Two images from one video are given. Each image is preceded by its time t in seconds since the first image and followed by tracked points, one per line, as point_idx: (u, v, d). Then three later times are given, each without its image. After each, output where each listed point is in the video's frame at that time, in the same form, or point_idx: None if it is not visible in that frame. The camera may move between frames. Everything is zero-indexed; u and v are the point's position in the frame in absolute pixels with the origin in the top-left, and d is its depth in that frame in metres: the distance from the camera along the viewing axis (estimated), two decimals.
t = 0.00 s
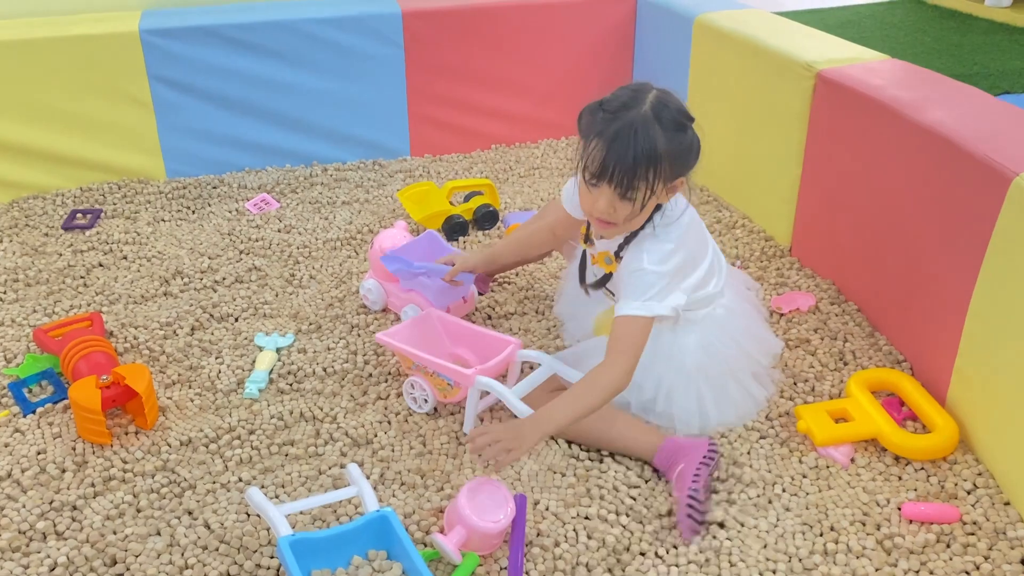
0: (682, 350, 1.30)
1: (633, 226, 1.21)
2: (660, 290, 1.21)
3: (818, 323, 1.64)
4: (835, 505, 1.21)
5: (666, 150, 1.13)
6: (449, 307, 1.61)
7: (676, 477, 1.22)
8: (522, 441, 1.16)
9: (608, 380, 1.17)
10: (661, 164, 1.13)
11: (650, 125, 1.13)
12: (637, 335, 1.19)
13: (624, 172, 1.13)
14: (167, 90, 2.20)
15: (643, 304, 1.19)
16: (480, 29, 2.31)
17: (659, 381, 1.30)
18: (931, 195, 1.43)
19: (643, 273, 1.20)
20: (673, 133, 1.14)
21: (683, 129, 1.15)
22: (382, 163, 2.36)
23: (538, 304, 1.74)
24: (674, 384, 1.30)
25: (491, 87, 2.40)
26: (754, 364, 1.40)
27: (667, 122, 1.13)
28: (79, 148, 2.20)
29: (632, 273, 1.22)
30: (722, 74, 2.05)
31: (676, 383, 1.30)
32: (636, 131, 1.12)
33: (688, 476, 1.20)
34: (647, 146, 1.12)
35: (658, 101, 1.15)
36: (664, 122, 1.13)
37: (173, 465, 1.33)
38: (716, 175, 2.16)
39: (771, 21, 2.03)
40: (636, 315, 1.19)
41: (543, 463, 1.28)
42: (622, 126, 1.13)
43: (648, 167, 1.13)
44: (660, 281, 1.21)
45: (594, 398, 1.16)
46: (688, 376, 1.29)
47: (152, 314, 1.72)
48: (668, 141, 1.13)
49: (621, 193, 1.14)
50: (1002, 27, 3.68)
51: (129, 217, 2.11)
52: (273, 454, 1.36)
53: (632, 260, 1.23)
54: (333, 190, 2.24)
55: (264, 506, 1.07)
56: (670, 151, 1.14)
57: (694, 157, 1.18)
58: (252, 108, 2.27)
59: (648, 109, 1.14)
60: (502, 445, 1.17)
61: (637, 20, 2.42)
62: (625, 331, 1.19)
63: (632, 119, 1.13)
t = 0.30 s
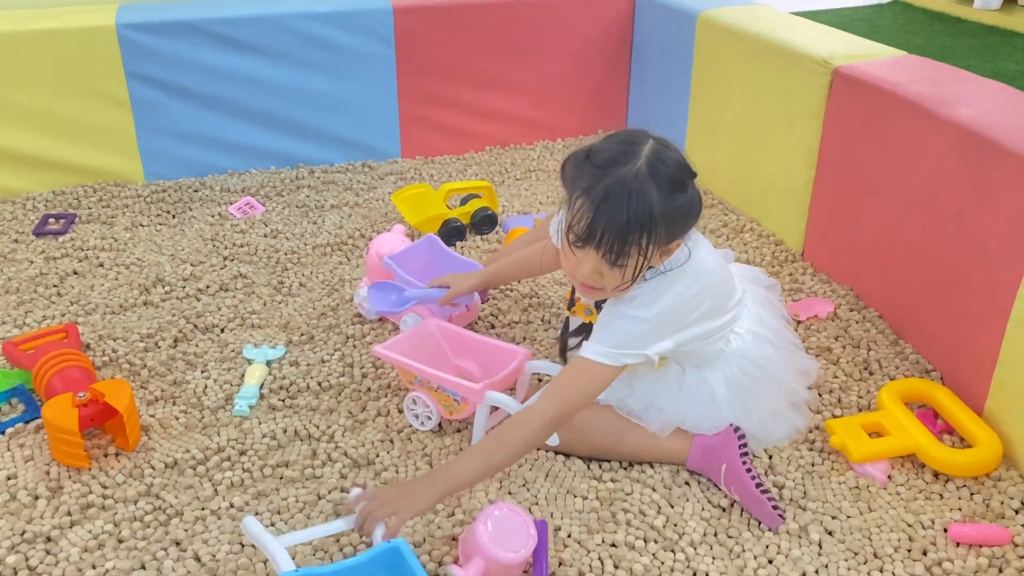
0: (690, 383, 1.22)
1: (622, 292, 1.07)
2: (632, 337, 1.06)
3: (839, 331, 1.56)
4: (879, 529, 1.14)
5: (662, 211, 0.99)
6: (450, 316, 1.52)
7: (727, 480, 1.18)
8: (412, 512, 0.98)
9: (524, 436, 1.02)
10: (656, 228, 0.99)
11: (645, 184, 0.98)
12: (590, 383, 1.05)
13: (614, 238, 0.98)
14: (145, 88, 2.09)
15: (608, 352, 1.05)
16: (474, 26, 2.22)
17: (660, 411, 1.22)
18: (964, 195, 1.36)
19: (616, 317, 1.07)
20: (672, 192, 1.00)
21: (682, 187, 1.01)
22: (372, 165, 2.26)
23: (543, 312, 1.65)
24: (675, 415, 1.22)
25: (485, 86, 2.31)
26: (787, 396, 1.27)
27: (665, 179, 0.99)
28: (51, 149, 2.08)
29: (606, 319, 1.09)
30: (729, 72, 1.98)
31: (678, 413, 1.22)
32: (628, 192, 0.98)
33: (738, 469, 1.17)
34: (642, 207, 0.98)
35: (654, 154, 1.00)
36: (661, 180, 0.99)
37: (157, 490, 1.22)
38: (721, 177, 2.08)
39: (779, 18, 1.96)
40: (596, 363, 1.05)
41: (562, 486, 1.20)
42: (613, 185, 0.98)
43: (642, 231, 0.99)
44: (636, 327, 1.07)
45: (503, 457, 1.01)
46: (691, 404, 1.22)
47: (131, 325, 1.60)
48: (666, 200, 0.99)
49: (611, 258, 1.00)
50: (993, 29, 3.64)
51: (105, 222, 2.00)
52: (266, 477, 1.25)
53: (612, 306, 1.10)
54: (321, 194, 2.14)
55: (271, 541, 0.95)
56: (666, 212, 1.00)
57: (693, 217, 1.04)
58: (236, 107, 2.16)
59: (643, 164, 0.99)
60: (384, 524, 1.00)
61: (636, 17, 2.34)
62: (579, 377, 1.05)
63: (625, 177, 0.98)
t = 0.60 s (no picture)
0: (734, 390, 1.10)
1: (644, 262, 0.96)
2: (697, 336, 0.95)
3: (869, 326, 1.47)
4: (938, 535, 1.05)
5: (689, 171, 0.87)
6: (459, 313, 1.41)
7: (768, 488, 1.09)
8: (475, 516, 0.87)
9: (597, 454, 0.91)
10: (677, 186, 0.87)
11: (674, 135, 0.87)
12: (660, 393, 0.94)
13: (626, 184, 0.88)
14: (122, 76, 1.96)
15: (671, 353, 0.94)
16: (469, 14, 2.13)
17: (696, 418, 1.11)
18: (1009, 180, 1.28)
19: (678, 314, 0.96)
20: (705, 152, 0.87)
21: (721, 151, 0.88)
22: (363, 159, 2.16)
23: (553, 309, 1.55)
24: (714, 423, 1.11)
25: (481, 77, 2.21)
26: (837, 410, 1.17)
27: (700, 137, 0.87)
28: (20, 141, 1.95)
29: (664, 316, 0.97)
30: (739, 59, 1.90)
31: (717, 421, 1.11)
32: (651, 138, 0.87)
33: (781, 476, 1.08)
34: (663, 163, 0.87)
35: (697, 107, 0.88)
36: (695, 136, 0.87)
37: (144, 503, 1.11)
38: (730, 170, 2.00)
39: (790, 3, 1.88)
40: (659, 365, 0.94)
41: (592, 494, 1.10)
42: (639, 127, 0.88)
43: (658, 185, 0.87)
44: (700, 324, 0.96)
45: (573, 477, 0.90)
46: (732, 413, 1.10)
47: (110, 325, 1.48)
48: (696, 159, 0.87)
49: (622, 210, 0.90)
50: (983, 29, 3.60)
51: (80, 218, 1.87)
52: (265, 488, 1.14)
53: (667, 301, 0.99)
54: (309, 189, 2.03)
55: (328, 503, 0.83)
56: (695, 174, 0.87)
57: (733, 191, 0.91)
58: (218, 98, 2.04)
59: (681, 115, 0.87)
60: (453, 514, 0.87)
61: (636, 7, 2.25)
62: (643, 383, 0.94)
63: (654, 122, 0.88)
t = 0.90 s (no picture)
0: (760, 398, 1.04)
1: (694, 217, 0.94)
2: (777, 317, 0.95)
3: (881, 336, 1.42)
4: (978, 557, 0.99)
5: (736, 102, 0.87)
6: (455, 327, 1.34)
7: (796, 506, 1.02)
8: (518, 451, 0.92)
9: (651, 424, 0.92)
10: (721, 117, 0.87)
11: (723, 67, 0.87)
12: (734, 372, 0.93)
13: (670, 115, 0.89)
14: (91, 83, 1.87)
15: (752, 334, 0.93)
16: (455, 20, 2.06)
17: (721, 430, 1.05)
18: None
19: (753, 296, 0.95)
20: (754, 85, 0.87)
21: (774, 88, 0.87)
22: (345, 170, 2.08)
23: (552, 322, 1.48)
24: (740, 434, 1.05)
25: (466, 85, 2.14)
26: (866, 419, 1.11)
27: (750, 70, 0.87)
28: None
29: (741, 297, 0.96)
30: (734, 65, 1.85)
31: (743, 433, 1.05)
32: (699, 70, 0.88)
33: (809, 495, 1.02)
34: (706, 92, 0.87)
35: (750, 47, 0.89)
36: (744, 69, 0.87)
37: (119, 537, 1.01)
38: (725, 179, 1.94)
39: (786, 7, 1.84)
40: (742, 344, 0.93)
41: (609, 520, 1.03)
42: (689, 63, 0.89)
43: (702, 116, 0.87)
44: (778, 305, 0.95)
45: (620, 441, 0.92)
46: (759, 423, 1.05)
47: (80, 343, 1.38)
48: (744, 92, 0.87)
49: (664, 146, 0.90)
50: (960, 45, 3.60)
51: (46, 231, 1.77)
52: (252, 518, 1.05)
53: (740, 282, 0.98)
54: (290, 200, 1.95)
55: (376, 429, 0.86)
56: (739, 107, 0.87)
57: (786, 133, 0.89)
58: (194, 106, 1.96)
59: (731, 51, 0.88)
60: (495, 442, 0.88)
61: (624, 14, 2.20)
62: (719, 362, 0.93)
63: (705, 56, 0.89)
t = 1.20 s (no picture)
0: (758, 417, 1.00)
1: (691, 235, 0.90)
2: (781, 329, 0.91)
3: (873, 353, 1.38)
4: None
5: (731, 114, 0.83)
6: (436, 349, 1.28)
7: (798, 534, 0.98)
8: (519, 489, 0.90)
9: (659, 455, 0.88)
10: (718, 131, 0.83)
11: (714, 77, 0.83)
12: (744, 394, 0.89)
13: (663, 132, 0.84)
14: (47, 96, 1.79)
15: (758, 350, 0.90)
16: (427, 31, 2.01)
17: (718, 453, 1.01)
18: None
19: (753, 310, 0.91)
20: (749, 96, 0.83)
21: (769, 97, 0.84)
22: (315, 186, 2.01)
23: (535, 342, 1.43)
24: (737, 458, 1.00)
25: (439, 98, 2.09)
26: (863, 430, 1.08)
27: (741, 78, 0.83)
28: None
29: (743, 313, 0.92)
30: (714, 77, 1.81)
31: (741, 456, 1.00)
32: (690, 83, 0.84)
33: (812, 520, 0.97)
34: (699, 103, 0.83)
35: (738, 54, 0.85)
36: (737, 80, 0.83)
37: None
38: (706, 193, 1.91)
39: (765, 18, 1.81)
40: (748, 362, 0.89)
41: (603, 553, 0.98)
42: (678, 75, 0.85)
43: (698, 130, 0.83)
44: (781, 318, 0.91)
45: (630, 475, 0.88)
46: (756, 444, 1.00)
47: (34, 371, 1.30)
48: (739, 103, 0.83)
49: (657, 163, 0.86)
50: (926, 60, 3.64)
51: None
52: (221, 558, 0.98)
53: (738, 296, 0.94)
54: (257, 217, 1.87)
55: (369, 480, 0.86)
56: (735, 118, 0.83)
57: (783, 143, 0.86)
58: (157, 120, 1.88)
59: (720, 60, 0.84)
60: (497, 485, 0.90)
61: (600, 26, 2.17)
62: (728, 387, 0.89)
63: (695, 67, 0.84)
